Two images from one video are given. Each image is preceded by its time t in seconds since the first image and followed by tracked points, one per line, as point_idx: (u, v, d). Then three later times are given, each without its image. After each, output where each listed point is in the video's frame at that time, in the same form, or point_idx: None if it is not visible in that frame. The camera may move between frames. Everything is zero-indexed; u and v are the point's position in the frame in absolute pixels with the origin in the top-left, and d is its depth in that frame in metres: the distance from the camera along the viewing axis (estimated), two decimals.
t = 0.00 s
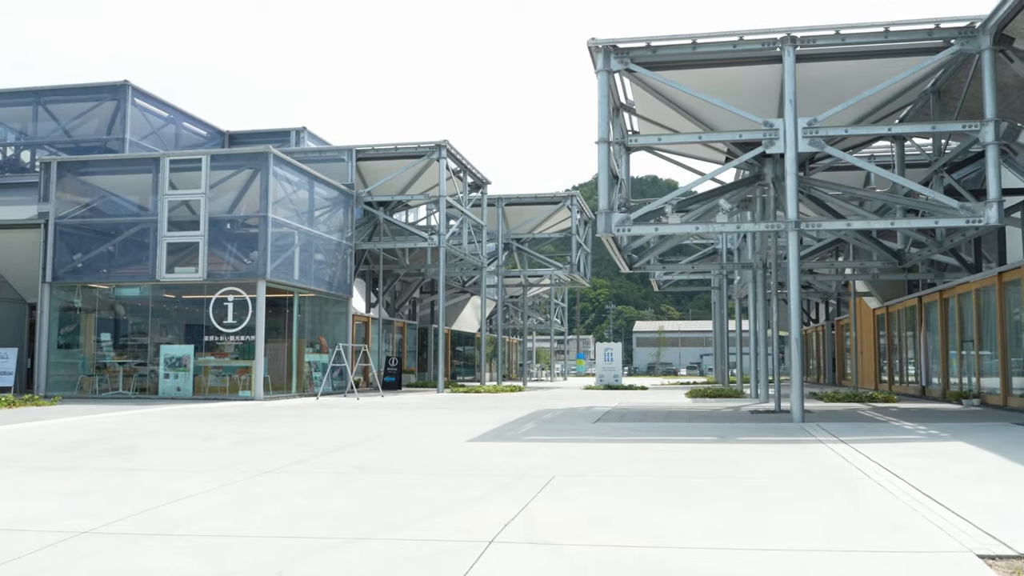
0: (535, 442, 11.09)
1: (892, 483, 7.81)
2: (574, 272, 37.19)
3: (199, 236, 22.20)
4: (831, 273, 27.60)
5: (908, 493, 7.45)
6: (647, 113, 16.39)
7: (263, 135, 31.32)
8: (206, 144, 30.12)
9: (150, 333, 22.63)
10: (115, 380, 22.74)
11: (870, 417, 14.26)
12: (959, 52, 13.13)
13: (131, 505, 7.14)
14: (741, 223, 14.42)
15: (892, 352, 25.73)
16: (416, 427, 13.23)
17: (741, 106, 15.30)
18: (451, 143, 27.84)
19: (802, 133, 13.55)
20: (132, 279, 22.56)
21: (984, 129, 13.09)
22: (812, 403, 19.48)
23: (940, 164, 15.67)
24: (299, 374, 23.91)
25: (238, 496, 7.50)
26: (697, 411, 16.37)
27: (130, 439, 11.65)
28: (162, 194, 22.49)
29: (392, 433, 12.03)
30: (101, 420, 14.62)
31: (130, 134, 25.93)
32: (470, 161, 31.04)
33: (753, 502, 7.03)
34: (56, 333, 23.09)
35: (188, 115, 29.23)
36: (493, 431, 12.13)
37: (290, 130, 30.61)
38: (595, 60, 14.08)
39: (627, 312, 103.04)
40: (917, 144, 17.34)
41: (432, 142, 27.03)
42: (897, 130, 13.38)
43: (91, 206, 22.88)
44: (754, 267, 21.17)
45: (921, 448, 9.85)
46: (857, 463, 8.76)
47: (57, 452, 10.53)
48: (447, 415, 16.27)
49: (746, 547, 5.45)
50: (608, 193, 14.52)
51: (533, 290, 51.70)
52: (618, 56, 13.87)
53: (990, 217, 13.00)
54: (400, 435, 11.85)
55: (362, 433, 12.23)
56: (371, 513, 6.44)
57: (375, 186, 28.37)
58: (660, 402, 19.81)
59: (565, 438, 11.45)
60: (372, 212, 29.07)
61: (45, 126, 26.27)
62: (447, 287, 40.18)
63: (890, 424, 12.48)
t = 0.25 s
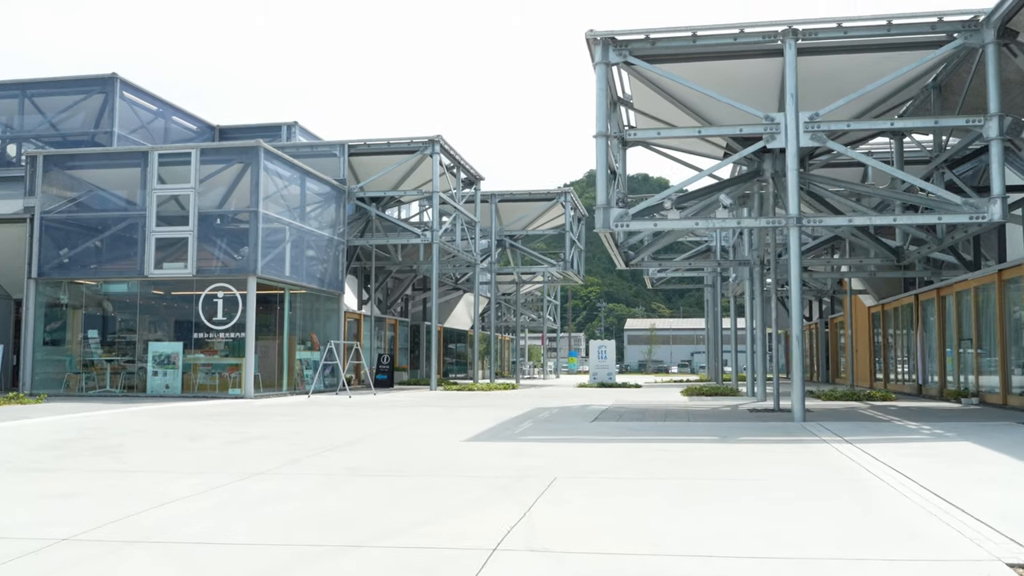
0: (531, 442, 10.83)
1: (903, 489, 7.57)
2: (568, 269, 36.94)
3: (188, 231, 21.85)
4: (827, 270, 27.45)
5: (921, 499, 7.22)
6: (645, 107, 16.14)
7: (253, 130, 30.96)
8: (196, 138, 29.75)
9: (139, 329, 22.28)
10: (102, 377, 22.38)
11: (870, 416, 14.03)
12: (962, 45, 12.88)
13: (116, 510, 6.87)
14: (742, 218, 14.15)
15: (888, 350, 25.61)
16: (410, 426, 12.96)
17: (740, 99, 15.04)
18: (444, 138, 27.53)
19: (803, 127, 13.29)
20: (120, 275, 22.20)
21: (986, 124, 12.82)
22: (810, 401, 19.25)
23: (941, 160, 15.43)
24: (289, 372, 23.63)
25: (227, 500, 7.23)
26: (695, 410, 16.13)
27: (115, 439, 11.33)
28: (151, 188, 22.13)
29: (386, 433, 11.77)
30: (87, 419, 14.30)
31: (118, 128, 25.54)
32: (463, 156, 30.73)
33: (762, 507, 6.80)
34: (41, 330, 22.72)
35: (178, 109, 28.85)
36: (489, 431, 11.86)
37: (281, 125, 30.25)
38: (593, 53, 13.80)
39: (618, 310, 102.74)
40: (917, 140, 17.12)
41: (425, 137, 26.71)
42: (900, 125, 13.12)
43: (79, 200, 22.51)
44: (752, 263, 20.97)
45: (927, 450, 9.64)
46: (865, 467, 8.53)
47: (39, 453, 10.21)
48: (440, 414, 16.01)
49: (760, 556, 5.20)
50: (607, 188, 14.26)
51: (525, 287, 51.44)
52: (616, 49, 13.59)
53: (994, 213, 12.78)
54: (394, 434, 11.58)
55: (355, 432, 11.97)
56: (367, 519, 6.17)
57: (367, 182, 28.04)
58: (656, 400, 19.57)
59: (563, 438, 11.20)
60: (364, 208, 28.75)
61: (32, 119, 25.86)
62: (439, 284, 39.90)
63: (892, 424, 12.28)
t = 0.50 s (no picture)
0: (526, 442, 10.56)
1: (912, 489, 7.32)
2: (558, 264, 36.63)
3: (172, 224, 21.43)
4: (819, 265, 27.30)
5: (933, 501, 6.97)
6: (639, 99, 15.85)
7: (239, 122, 30.54)
8: (181, 131, 29.31)
9: (122, 325, 21.86)
10: (85, 374, 21.96)
11: (868, 413, 13.83)
12: (962, 37, 12.62)
13: (94, 517, 6.55)
14: (739, 213, 13.82)
15: (880, 345, 25.48)
16: (400, 425, 12.66)
17: (735, 91, 14.76)
18: (433, 131, 27.17)
19: (801, 119, 13.00)
20: (103, 270, 21.78)
21: (988, 117, 12.52)
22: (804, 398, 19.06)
23: (938, 153, 15.19)
24: (276, 368, 23.31)
25: (212, 506, 6.91)
26: (689, 407, 15.90)
27: (96, 439, 11.00)
28: (134, 181, 21.71)
29: (376, 432, 11.47)
30: (68, 417, 13.94)
31: (100, 120, 25.08)
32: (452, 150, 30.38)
33: (770, 514, 6.54)
34: (23, 326, 22.30)
35: (162, 101, 28.39)
36: (482, 430, 11.58)
37: (268, 117, 29.85)
38: (587, 44, 13.49)
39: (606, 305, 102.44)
40: (913, 134, 16.89)
41: (414, 129, 26.35)
42: (900, 118, 12.83)
43: (61, 193, 22.08)
44: (745, 258, 20.75)
45: (932, 449, 9.41)
46: (870, 465, 8.29)
47: (17, 454, 9.87)
48: (430, 412, 15.71)
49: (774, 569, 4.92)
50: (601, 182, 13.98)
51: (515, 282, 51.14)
52: (611, 39, 13.30)
53: (995, 208, 12.54)
54: (384, 434, 11.28)
55: (344, 431, 11.66)
56: (358, 528, 5.88)
57: (355, 175, 27.66)
58: (648, 397, 19.34)
59: (558, 437, 10.93)
60: (352, 202, 28.38)
61: (13, 111, 25.38)
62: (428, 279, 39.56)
63: (892, 422, 12.07)
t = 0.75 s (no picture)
0: (518, 441, 10.30)
1: (918, 490, 7.08)
2: (547, 261, 36.37)
3: (156, 220, 21.06)
4: (811, 262, 27.22)
5: (943, 504, 6.72)
6: (631, 92, 15.61)
7: (226, 117, 30.16)
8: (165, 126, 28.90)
9: (105, 323, 21.48)
10: (67, 372, 21.57)
11: (864, 411, 13.66)
12: (960, 29, 12.37)
13: (67, 523, 6.25)
14: (735, 207, 13.55)
15: (872, 342, 25.38)
16: (388, 424, 12.36)
17: (730, 84, 14.53)
18: (422, 126, 26.85)
19: (797, 112, 12.76)
20: (85, 267, 21.38)
21: (985, 110, 12.30)
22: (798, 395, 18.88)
23: (934, 149, 14.99)
24: (262, 366, 23.02)
25: (192, 511, 6.62)
26: (682, 405, 15.68)
27: (75, 439, 10.67)
28: (117, 176, 21.32)
29: (364, 431, 11.18)
30: (48, 417, 13.58)
31: (83, 114, 24.65)
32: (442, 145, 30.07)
33: (774, 519, 6.28)
34: (4, 323, 21.90)
35: (146, 96, 27.97)
36: (473, 429, 11.32)
37: (254, 112, 29.47)
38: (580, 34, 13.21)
39: (594, 301, 102.21)
40: (908, 128, 16.71)
41: (403, 124, 26.03)
42: (897, 110, 12.58)
43: (43, 188, 21.68)
44: (738, 255, 20.57)
45: (934, 448, 9.18)
46: (873, 465, 8.05)
47: None
48: (419, 411, 15.43)
49: None
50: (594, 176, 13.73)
51: (504, 279, 50.86)
52: (604, 31, 13.03)
53: (993, 202, 12.35)
54: (373, 433, 11.00)
55: (332, 431, 11.36)
56: (345, 534, 5.60)
57: (343, 170, 27.32)
58: (640, 394, 19.12)
59: (551, 436, 10.68)
60: (340, 198, 28.05)
61: None
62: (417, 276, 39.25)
63: (889, 419, 11.86)
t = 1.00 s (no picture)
0: (511, 444, 10.02)
1: (929, 498, 6.81)
2: (539, 259, 36.10)
3: (141, 217, 20.68)
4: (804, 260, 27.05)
5: (955, 513, 6.45)
6: (624, 86, 15.33)
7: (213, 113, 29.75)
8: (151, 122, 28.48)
9: (89, 322, 21.09)
10: (50, 372, 21.17)
11: (861, 412, 13.44)
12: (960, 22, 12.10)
13: (38, 535, 5.94)
14: (731, 204, 13.31)
15: (867, 340, 25.26)
16: (377, 426, 12.06)
17: (725, 78, 14.25)
18: (412, 122, 26.51)
19: (794, 107, 12.50)
20: (68, 265, 20.97)
21: (986, 105, 12.04)
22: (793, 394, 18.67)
23: (931, 144, 14.76)
24: (249, 366, 22.69)
25: (170, 522, 6.31)
26: (676, 405, 15.43)
27: (54, 444, 10.34)
28: (100, 172, 20.92)
29: (352, 434, 10.87)
30: (27, 419, 13.23)
31: (66, 110, 24.23)
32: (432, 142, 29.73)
33: (782, 531, 5.99)
34: None
35: (131, 91, 27.55)
36: (464, 432, 11.02)
37: (242, 108, 29.08)
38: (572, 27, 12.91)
39: (584, 299, 101.91)
40: (905, 124, 16.48)
41: (392, 121, 25.69)
42: (897, 105, 12.32)
43: (24, 185, 21.25)
44: (732, 252, 20.37)
45: (939, 452, 8.91)
46: (879, 471, 7.77)
47: None
48: (409, 412, 15.12)
49: None
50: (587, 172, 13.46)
51: (495, 277, 50.57)
52: (597, 23, 12.75)
53: (994, 198, 12.11)
54: (361, 436, 10.70)
55: (319, 434, 11.05)
56: (330, 547, 5.31)
57: (332, 167, 26.96)
58: (634, 394, 18.85)
59: (545, 439, 10.39)
60: (328, 195, 27.70)
61: None
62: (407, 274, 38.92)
63: (889, 421, 11.62)
